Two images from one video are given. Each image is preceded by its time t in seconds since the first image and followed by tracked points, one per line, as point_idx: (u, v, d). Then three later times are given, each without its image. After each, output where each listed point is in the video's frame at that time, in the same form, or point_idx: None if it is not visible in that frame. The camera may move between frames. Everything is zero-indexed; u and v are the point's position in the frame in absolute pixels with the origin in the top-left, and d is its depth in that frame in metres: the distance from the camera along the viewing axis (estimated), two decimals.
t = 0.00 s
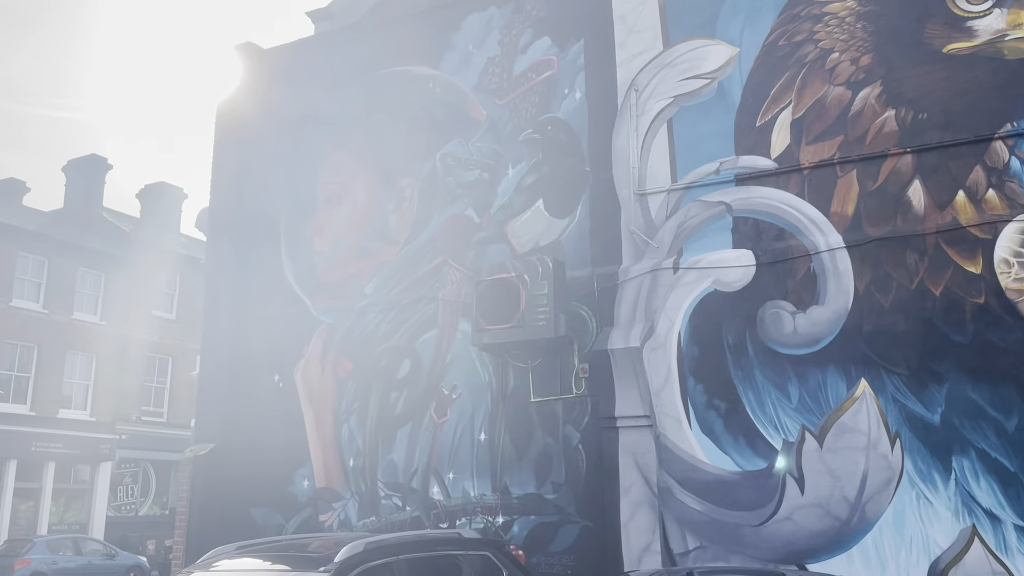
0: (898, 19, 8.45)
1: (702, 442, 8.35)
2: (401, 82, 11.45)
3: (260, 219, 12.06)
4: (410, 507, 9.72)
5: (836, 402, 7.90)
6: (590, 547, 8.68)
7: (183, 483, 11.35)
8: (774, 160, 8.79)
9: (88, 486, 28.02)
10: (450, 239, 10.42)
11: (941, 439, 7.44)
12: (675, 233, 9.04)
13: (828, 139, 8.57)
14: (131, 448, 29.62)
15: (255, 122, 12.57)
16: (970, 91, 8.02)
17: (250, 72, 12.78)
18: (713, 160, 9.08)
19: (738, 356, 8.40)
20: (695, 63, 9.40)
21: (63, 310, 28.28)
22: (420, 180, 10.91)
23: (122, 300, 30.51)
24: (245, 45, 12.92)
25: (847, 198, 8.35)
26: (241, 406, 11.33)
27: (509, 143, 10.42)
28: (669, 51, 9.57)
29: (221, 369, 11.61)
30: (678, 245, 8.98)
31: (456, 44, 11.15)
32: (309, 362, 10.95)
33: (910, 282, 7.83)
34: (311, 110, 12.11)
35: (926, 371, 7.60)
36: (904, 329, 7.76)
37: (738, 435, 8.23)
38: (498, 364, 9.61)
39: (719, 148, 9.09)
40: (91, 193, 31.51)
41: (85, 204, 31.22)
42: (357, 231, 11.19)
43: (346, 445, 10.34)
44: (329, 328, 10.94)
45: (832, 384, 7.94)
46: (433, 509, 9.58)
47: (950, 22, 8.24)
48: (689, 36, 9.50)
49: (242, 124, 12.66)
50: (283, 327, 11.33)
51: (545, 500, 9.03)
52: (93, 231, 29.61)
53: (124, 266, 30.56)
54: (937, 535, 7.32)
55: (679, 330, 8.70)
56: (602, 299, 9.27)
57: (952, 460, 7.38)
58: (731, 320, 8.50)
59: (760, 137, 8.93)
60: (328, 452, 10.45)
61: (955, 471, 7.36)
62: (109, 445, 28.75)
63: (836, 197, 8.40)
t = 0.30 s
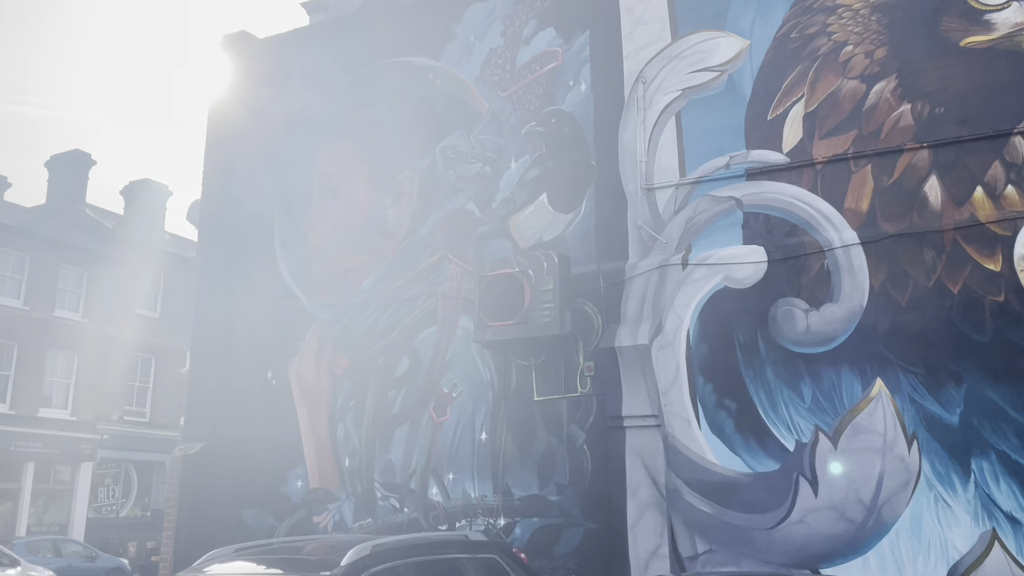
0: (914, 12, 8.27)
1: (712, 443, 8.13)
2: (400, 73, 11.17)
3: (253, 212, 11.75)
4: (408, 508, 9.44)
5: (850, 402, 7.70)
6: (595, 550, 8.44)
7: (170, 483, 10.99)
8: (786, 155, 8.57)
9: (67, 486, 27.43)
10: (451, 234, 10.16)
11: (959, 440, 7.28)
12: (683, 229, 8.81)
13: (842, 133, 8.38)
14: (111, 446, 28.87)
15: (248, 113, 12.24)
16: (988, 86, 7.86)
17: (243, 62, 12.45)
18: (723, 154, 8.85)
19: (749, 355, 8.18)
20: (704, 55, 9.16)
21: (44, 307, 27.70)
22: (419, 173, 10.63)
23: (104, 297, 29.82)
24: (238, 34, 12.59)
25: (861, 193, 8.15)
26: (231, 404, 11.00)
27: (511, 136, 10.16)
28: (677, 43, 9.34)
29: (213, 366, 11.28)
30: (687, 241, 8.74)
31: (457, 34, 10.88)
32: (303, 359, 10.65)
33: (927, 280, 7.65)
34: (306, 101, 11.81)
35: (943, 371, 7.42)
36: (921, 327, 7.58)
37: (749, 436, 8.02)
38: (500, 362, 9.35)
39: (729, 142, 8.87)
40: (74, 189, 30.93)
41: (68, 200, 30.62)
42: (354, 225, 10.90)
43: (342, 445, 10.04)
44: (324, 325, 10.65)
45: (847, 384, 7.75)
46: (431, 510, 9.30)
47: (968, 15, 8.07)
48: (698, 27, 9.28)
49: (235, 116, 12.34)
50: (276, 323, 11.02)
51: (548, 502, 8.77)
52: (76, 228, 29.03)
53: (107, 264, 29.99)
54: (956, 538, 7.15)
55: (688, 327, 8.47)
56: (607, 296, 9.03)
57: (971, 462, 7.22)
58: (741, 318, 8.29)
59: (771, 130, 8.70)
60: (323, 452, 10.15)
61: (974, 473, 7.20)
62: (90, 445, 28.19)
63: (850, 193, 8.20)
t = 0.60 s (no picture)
0: (927, 8, 8.08)
1: (717, 448, 7.90)
2: (395, 65, 10.87)
3: (242, 207, 11.41)
4: (400, 513, 9.14)
5: (861, 407, 7.49)
6: (595, 557, 8.19)
7: (152, 486, 10.64)
8: (794, 153, 8.35)
9: (42, 487, 26.94)
10: (447, 230, 9.88)
11: (973, 447, 7.10)
12: (688, 228, 8.56)
13: (852, 131, 8.19)
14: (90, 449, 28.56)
15: (237, 105, 11.90)
16: (1002, 84, 7.68)
17: (232, 53, 12.11)
18: (729, 151, 8.62)
19: (756, 357, 7.96)
20: (710, 50, 8.93)
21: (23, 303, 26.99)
22: (414, 168, 10.35)
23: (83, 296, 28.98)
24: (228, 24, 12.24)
25: (872, 193, 7.94)
26: (217, 403, 10.66)
27: (510, 131, 9.91)
28: (682, 38, 9.11)
29: (198, 365, 10.93)
30: (692, 240, 8.50)
31: (455, 26, 10.60)
32: (293, 359, 10.32)
33: (941, 282, 7.47)
34: (297, 93, 11.48)
35: (958, 376, 7.24)
36: (935, 331, 7.39)
37: (756, 441, 7.79)
38: (498, 363, 9.08)
39: (736, 139, 8.64)
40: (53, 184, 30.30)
41: (47, 195, 29.99)
42: (346, 221, 10.60)
43: (332, 447, 9.74)
44: (315, 323, 10.33)
45: (858, 388, 7.53)
46: (425, 515, 9.01)
47: (982, 12, 7.89)
48: (704, 22, 9.06)
49: (223, 107, 11.99)
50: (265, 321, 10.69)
51: (547, 507, 8.51)
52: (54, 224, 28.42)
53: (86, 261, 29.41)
54: (970, 548, 6.97)
55: (693, 329, 8.24)
56: (609, 295, 8.78)
57: (985, 469, 7.04)
58: (748, 320, 8.06)
59: (779, 128, 8.49)
60: (312, 454, 9.84)
61: (989, 480, 7.02)
62: (65, 446, 27.54)
63: (861, 193, 7.99)
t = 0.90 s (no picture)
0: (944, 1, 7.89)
1: (724, 450, 7.65)
2: (393, 54, 10.57)
3: (232, 197, 11.07)
4: (393, 515, 8.83)
5: (873, 409, 7.27)
6: (597, 562, 7.91)
7: (135, 486, 10.28)
8: (805, 148, 8.13)
9: (18, 486, 26.01)
10: (445, 224, 9.60)
11: (989, 451, 6.88)
12: (695, 223, 8.31)
13: (865, 127, 7.98)
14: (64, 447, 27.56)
15: (229, 92, 11.55)
16: (1020, 80, 7.50)
17: (224, 39, 11.76)
18: (738, 145, 8.39)
19: (765, 357, 7.73)
20: (718, 42, 8.70)
21: None
22: (412, 159, 10.06)
23: (62, 292, 28.22)
24: (220, 9, 11.89)
25: (885, 190, 7.74)
26: (203, 400, 10.30)
27: (511, 122, 9.64)
28: (690, 29, 8.87)
29: (185, 360, 10.58)
30: (699, 236, 8.26)
31: (455, 14, 10.32)
32: (283, 354, 9.99)
33: (957, 281, 7.27)
34: (290, 81, 11.14)
35: (973, 378, 7.04)
36: (950, 331, 7.19)
37: (765, 444, 7.55)
38: (497, 360, 8.80)
39: (744, 133, 8.42)
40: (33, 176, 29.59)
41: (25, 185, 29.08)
42: (340, 213, 10.29)
43: (323, 446, 9.42)
44: (306, 317, 10.01)
45: (870, 389, 7.31)
46: (419, 517, 8.70)
47: (999, 6, 7.71)
48: (713, 13, 8.83)
49: (214, 95, 11.64)
50: (253, 316, 10.37)
51: (546, 510, 8.23)
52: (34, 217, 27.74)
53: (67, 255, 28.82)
54: (986, 556, 6.76)
55: (700, 327, 8.00)
56: (613, 292, 8.52)
57: (1002, 474, 6.82)
58: (757, 318, 7.83)
59: (789, 122, 8.27)
60: (302, 453, 9.51)
61: (1006, 486, 6.80)
62: (42, 445, 26.70)
63: (874, 189, 7.78)
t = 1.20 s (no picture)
0: None
1: (732, 456, 7.39)
2: (389, 44, 10.25)
3: (220, 191, 10.72)
4: (386, 521, 8.51)
5: (887, 415, 7.04)
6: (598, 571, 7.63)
7: (116, 488, 9.90)
8: (816, 146, 7.90)
9: None
10: (442, 220, 9.30)
11: (1008, 459, 6.66)
12: (702, 221, 8.06)
13: (878, 124, 7.77)
14: (40, 446, 26.87)
15: (218, 82, 11.19)
16: None
17: (213, 27, 11.39)
18: (747, 142, 8.15)
19: (774, 360, 7.48)
20: (726, 36, 8.46)
21: None
22: (408, 153, 9.75)
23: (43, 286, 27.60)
24: None
25: (899, 189, 7.52)
26: (187, 399, 9.94)
27: (511, 116, 9.35)
28: (697, 22, 8.60)
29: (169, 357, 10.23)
30: (706, 234, 8.00)
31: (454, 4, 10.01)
32: (272, 353, 9.65)
33: (973, 283, 7.06)
34: (282, 71, 10.79)
35: (991, 383, 6.83)
36: (966, 335, 6.98)
37: (774, 449, 7.29)
38: (496, 361, 8.51)
39: (753, 129, 8.18)
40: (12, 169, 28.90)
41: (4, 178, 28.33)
42: (333, 208, 9.96)
43: (313, 449, 9.09)
44: (296, 315, 9.67)
45: (884, 394, 7.08)
46: (412, 523, 8.39)
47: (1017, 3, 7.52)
48: (721, 6, 8.59)
49: (203, 84, 11.27)
50: (241, 312, 10.02)
51: (545, 516, 7.93)
52: (13, 211, 27.06)
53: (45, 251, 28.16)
54: (1004, 567, 6.54)
55: (707, 329, 7.75)
56: (616, 291, 8.24)
57: (1021, 483, 6.61)
58: (766, 320, 7.58)
59: (800, 119, 8.04)
60: (291, 455, 9.17)
61: None
62: (18, 444, 25.88)
63: (887, 189, 7.57)
